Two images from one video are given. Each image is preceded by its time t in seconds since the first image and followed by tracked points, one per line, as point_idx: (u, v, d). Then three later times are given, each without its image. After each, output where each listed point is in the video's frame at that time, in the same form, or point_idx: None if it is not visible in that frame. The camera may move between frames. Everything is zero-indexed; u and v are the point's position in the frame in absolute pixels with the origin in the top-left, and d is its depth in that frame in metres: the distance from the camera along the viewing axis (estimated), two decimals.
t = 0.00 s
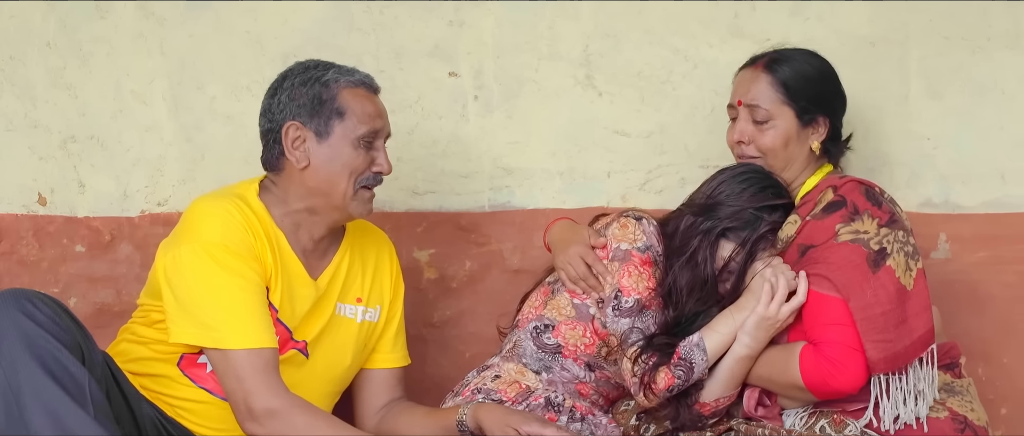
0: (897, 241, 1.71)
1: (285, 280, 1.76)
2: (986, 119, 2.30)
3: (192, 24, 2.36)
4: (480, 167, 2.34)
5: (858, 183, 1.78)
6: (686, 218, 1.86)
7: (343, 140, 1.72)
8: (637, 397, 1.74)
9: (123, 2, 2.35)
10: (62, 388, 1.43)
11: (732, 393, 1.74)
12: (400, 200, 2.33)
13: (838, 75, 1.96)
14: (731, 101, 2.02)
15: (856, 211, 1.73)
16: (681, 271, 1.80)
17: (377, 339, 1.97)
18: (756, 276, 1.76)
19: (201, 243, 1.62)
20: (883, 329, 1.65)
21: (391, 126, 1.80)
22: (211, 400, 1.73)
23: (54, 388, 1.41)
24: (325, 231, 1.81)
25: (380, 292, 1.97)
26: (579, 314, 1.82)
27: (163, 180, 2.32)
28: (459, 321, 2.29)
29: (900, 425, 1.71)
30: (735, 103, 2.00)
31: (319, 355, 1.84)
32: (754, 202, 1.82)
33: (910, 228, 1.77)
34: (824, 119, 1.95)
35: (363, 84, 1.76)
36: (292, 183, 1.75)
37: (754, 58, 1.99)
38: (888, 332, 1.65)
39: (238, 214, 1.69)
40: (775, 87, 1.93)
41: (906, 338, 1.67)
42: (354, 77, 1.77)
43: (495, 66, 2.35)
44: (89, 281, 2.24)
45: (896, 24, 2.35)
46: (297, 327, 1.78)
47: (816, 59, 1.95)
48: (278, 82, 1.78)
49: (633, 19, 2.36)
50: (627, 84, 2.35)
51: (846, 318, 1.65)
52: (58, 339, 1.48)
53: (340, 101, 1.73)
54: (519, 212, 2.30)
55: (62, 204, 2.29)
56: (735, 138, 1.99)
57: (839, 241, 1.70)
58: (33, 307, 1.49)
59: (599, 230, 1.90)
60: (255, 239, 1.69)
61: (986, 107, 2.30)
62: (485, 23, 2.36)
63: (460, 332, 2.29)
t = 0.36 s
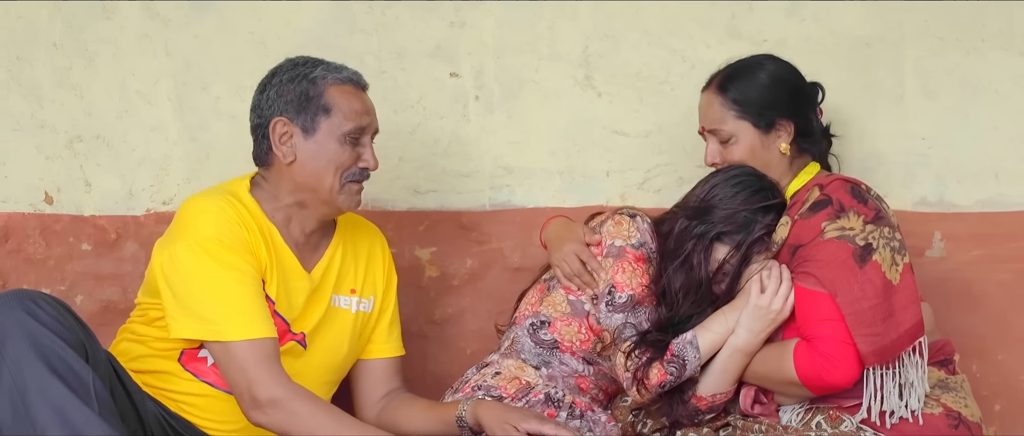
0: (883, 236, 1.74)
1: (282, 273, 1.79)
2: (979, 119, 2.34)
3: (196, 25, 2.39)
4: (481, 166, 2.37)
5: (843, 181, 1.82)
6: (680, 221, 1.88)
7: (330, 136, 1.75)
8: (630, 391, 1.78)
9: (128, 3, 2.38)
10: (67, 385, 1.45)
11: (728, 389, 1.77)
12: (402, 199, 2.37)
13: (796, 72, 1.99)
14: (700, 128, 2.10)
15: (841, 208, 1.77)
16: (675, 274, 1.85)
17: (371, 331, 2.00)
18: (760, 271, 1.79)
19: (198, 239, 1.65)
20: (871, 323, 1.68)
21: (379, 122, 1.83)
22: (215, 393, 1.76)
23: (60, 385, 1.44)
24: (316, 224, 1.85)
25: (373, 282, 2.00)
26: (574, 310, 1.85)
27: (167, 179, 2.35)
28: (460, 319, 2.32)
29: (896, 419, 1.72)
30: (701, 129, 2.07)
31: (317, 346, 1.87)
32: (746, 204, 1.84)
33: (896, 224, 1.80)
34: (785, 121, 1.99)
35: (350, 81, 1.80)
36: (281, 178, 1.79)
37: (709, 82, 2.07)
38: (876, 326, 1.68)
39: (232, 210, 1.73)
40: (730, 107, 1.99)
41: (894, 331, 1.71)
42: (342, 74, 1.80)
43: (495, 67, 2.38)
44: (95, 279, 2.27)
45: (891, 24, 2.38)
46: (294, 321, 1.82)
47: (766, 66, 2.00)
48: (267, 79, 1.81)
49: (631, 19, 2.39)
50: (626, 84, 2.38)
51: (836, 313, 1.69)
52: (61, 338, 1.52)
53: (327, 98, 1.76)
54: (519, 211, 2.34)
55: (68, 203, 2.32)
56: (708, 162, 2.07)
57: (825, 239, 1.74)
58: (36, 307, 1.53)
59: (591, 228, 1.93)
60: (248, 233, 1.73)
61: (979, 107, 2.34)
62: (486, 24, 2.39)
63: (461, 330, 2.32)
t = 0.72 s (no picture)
0: (879, 230, 1.76)
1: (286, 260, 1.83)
2: (980, 116, 2.36)
3: (206, 24, 2.42)
4: (487, 163, 2.40)
5: (841, 176, 1.84)
6: (683, 223, 1.90)
7: (321, 124, 1.79)
8: (635, 391, 1.81)
9: (139, 2, 2.41)
10: (78, 379, 1.47)
11: (733, 383, 1.80)
12: (409, 195, 2.39)
13: (755, 80, 2.02)
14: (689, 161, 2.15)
15: (838, 204, 1.79)
16: (681, 276, 1.86)
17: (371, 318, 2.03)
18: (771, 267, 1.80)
19: (198, 228, 1.68)
20: (870, 315, 1.70)
21: (370, 111, 1.86)
22: (224, 382, 1.78)
23: (72, 380, 1.45)
24: (313, 212, 1.88)
25: (370, 270, 2.03)
26: (582, 308, 1.87)
27: (178, 176, 2.38)
28: (466, 314, 2.35)
29: (899, 411, 1.76)
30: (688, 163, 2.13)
31: (319, 332, 1.90)
32: (749, 205, 1.87)
33: (894, 217, 1.83)
34: (761, 132, 2.02)
35: (340, 71, 1.83)
36: (275, 166, 1.83)
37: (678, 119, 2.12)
38: (875, 318, 1.71)
39: (230, 198, 1.77)
40: (706, 138, 2.03)
41: (893, 323, 1.73)
42: (333, 64, 1.83)
43: (502, 65, 2.41)
44: (107, 274, 2.30)
45: (893, 23, 2.41)
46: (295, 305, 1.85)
47: (724, 85, 2.02)
48: (260, 71, 1.85)
49: (636, 18, 2.42)
50: (630, 82, 2.41)
51: (836, 306, 1.72)
52: (72, 333, 1.52)
53: (318, 87, 1.79)
54: (525, 207, 2.37)
55: (80, 200, 2.35)
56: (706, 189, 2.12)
57: (822, 234, 1.77)
58: (48, 303, 1.53)
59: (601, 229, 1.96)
60: (247, 218, 1.77)
61: (980, 104, 2.37)
62: (492, 23, 2.41)
63: (467, 324, 2.35)
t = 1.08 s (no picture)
0: (871, 227, 1.78)
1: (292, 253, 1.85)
2: (978, 117, 2.39)
3: (212, 25, 2.45)
4: (490, 163, 2.42)
5: (832, 175, 1.86)
6: (680, 223, 1.93)
7: (327, 118, 1.82)
8: (632, 386, 1.85)
9: (146, 3, 2.44)
10: (89, 375, 1.49)
11: (730, 380, 1.82)
12: (413, 195, 2.42)
13: (748, 79, 2.06)
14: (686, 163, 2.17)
15: (830, 202, 1.81)
16: (676, 274, 1.90)
17: (379, 314, 2.06)
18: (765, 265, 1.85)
19: (206, 215, 1.72)
20: (864, 311, 1.72)
21: (375, 106, 1.89)
22: (235, 375, 1.81)
23: (82, 377, 1.48)
24: (319, 205, 1.92)
25: (379, 264, 2.07)
26: (583, 305, 1.90)
27: (184, 176, 2.41)
28: (470, 312, 2.37)
29: (894, 407, 1.78)
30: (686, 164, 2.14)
31: (327, 323, 1.92)
32: (744, 207, 1.90)
33: (886, 213, 1.84)
34: (759, 128, 2.05)
35: (346, 66, 1.86)
36: (282, 161, 1.86)
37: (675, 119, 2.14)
38: (869, 314, 1.73)
39: (236, 187, 1.81)
40: (704, 137, 2.05)
41: (886, 319, 1.75)
42: (338, 59, 1.86)
43: (505, 66, 2.44)
44: (114, 273, 2.33)
45: (893, 24, 2.43)
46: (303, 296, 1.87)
47: (717, 85, 2.06)
48: (267, 67, 1.88)
49: (638, 19, 2.44)
50: (632, 83, 2.43)
51: (830, 303, 1.74)
52: (83, 330, 1.55)
53: (323, 82, 1.83)
54: (528, 207, 2.39)
55: (87, 199, 2.37)
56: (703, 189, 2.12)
57: (815, 232, 1.78)
58: (60, 300, 1.57)
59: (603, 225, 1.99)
60: (255, 207, 1.80)
61: (978, 105, 2.39)
62: (495, 25, 2.44)
63: (471, 323, 2.37)
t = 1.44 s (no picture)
0: (870, 230, 1.80)
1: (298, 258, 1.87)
2: (975, 118, 2.41)
3: (215, 27, 2.46)
4: (491, 164, 2.44)
5: (831, 178, 1.88)
6: (680, 226, 1.95)
7: (335, 124, 1.83)
8: (633, 386, 1.85)
9: (150, 5, 2.46)
10: (99, 372, 1.51)
11: (731, 381, 1.84)
12: (415, 196, 2.44)
13: (751, 81, 2.08)
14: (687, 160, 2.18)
15: (830, 205, 1.83)
16: (676, 277, 1.92)
17: (383, 316, 2.08)
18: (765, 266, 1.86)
19: (212, 219, 1.73)
20: (866, 315, 1.74)
21: (382, 111, 1.91)
22: (239, 376, 1.83)
23: (93, 374, 1.50)
24: (325, 209, 1.94)
25: (384, 268, 2.08)
26: (583, 306, 1.92)
27: (187, 177, 2.43)
28: (471, 312, 2.39)
29: (894, 407, 1.79)
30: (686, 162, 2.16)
31: (332, 327, 1.95)
32: (743, 211, 1.91)
33: (884, 215, 1.86)
34: (760, 130, 2.06)
35: (354, 72, 1.88)
36: (291, 165, 1.88)
37: (677, 118, 2.16)
38: (871, 317, 1.74)
39: (244, 189, 1.83)
40: (706, 137, 2.07)
41: (887, 322, 1.77)
42: (347, 65, 1.88)
43: (505, 67, 2.45)
44: (118, 273, 2.35)
45: (891, 26, 2.45)
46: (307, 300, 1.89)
47: (721, 86, 2.08)
48: (276, 72, 1.90)
49: (637, 21, 2.46)
50: (632, 84, 2.45)
51: (832, 308, 1.76)
52: (93, 327, 1.57)
53: (332, 88, 1.84)
54: (528, 207, 2.41)
55: (92, 200, 2.39)
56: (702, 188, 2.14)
57: (816, 236, 1.80)
58: (72, 297, 1.59)
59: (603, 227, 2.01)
60: (261, 211, 1.82)
61: (976, 106, 2.41)
62: (496, 26, 2.46)
63: (472, 322, 2.39)
